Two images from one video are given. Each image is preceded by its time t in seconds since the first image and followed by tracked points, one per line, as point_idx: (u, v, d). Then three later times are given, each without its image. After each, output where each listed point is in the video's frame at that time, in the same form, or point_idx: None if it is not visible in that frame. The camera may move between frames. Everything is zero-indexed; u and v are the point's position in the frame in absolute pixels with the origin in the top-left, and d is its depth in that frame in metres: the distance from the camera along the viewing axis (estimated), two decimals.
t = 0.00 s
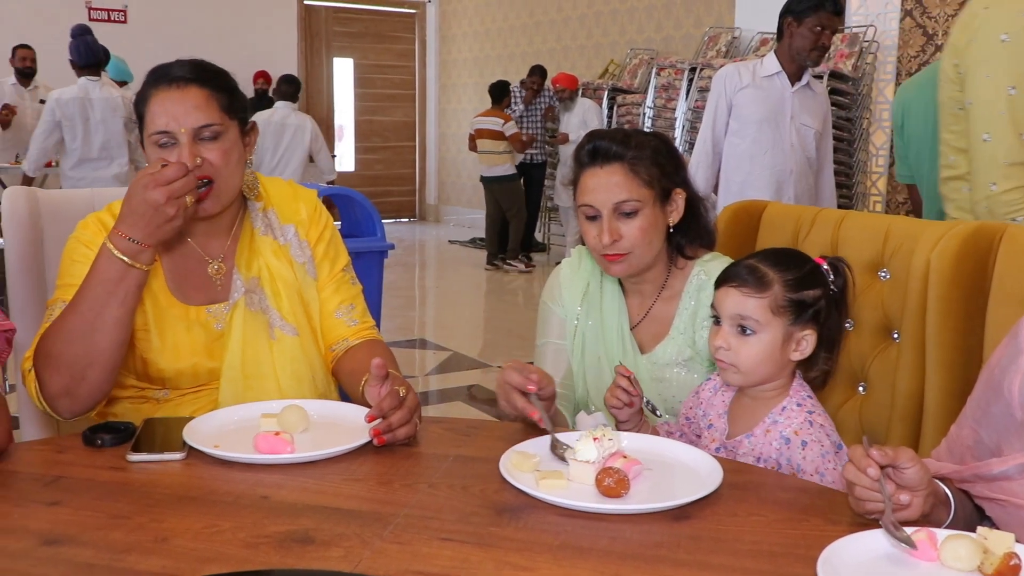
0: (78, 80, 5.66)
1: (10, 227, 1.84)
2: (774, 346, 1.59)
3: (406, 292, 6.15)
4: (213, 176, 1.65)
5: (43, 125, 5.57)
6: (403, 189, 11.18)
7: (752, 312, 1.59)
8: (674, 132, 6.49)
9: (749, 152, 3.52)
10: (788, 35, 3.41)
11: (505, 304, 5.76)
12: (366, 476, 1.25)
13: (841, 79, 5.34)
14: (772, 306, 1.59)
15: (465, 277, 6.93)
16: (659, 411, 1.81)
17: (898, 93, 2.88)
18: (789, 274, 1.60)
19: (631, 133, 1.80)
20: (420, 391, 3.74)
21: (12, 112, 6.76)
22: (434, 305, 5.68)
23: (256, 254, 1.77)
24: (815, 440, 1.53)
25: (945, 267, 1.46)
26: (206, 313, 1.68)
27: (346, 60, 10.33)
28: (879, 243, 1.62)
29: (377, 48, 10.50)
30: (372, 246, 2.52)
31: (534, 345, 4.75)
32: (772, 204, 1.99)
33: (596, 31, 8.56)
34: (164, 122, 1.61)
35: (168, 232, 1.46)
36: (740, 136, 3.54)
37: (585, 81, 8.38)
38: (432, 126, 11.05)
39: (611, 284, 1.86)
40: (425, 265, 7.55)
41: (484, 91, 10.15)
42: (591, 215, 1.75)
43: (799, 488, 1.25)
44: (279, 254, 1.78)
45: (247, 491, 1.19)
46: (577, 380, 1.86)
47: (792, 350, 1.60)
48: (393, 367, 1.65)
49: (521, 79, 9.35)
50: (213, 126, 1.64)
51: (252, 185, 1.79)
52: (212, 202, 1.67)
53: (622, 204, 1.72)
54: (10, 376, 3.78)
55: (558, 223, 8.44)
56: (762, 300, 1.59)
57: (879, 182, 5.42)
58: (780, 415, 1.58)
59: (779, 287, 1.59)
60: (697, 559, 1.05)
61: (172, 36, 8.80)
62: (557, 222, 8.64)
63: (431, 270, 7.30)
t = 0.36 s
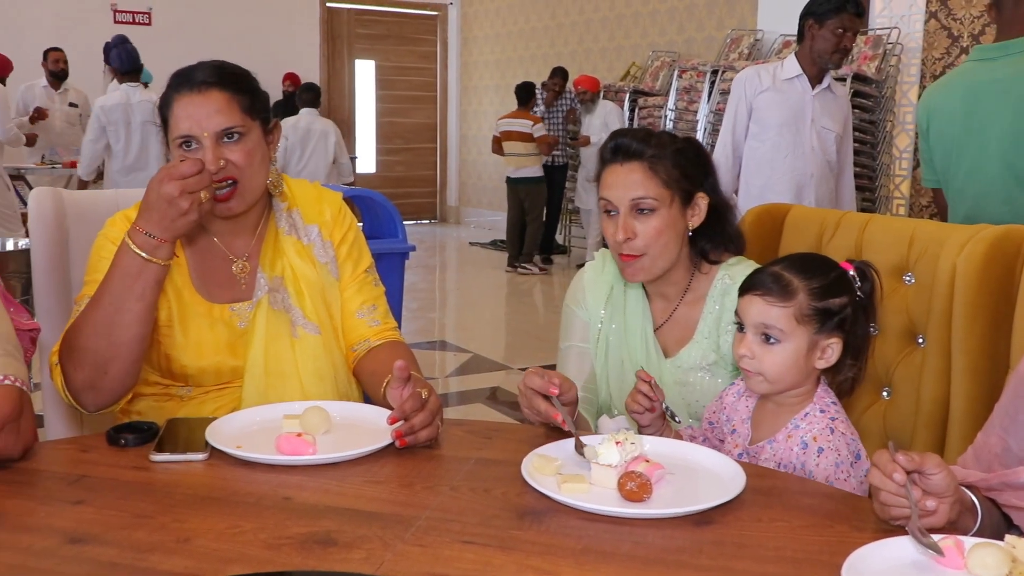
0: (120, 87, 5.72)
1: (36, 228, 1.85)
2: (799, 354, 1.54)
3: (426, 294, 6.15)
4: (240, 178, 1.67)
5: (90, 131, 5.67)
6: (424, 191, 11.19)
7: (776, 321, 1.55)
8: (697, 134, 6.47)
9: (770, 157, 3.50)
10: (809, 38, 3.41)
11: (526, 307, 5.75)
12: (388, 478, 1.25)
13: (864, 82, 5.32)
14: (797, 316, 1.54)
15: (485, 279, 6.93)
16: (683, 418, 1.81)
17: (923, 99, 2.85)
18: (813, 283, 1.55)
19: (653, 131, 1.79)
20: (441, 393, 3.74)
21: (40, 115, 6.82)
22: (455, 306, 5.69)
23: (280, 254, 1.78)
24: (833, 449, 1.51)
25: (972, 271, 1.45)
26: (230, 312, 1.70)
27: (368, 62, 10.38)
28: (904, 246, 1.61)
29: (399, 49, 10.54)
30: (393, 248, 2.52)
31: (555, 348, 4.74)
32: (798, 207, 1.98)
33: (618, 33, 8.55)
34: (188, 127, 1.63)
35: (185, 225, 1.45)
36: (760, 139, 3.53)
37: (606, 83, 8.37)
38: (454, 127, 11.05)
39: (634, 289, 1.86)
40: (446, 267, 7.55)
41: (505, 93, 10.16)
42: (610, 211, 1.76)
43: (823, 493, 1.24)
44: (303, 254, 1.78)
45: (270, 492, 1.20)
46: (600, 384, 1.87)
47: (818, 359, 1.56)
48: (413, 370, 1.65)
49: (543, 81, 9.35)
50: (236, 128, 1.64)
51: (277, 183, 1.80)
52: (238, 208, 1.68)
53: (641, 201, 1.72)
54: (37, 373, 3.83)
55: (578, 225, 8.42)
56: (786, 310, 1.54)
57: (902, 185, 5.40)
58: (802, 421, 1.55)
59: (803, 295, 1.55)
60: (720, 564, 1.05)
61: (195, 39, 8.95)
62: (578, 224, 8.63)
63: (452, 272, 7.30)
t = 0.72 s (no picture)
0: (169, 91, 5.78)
1: (59, 227, 1.86)
2: (820, 356, 1.53)
3: (446, 295, 6.16)
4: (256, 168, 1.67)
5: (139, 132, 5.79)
6: (444, 192, 11.21)
7: (796, 322, 1.54)
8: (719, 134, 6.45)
9: (785, 160, 3.49)
10: (826, 37, 3.37)
11: (545, 308, 5.74)
12: (409, 479, 1.25)
13: (887, 83, 5.30)
14: (818, 317, 1.53)
15: (504, 280, 6.92)
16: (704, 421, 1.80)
17: (945, 102, 2.83)
18: (834, 283, 1.54)
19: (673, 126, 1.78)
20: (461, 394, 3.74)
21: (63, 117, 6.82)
22: (474, 307, 5.69)
23: (300, 254, 1.79)
24: (851, 453, 1.49)
25: (998, 273, 1.45)
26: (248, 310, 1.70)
27: (388, 63, 10.42)
28: (928, 248, 1.60)
29: (419, 50, 10.57)
30: (413, 249, 2.52)
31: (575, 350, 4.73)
32: (821, 208, 1.97)
33: (640, 34, 8.55)
34: (211, 112, 1.64)
35: (198, 269, 1.41)
36: (776, 142, 3.51)
37: (627, 84, 8.36)
38: (474, 129, 11.06)
39: (657, 287, 1.86)
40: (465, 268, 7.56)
41: (525, 94, 10.16)
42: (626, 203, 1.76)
43: (846, 497, 1.23)
44: (321, 254, 1.79)
45: (291, 492, 1.20)
46: (622, 385, 1.88)
47: (839, 361, 1.54)
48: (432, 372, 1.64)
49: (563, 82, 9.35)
50: (258, 119, 1.66)
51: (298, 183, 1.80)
52: (252, 199, 1.68)
53: (656, 194, 1.72)
54: (59, 373, 3.86)
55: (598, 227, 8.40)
56: (807, 311, 1.53)
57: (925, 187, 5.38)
58: (820, 422, 1.54)
59: (824, 296, 1.54)
60: (741, 567, 1.04)
61: (215, 41, 9.04)
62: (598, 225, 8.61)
63: (472, 273, 7.30)
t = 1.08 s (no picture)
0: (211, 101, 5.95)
1: (81, 227, 1.87)
2: (846, 365, 1.52)
3: (464, 295, 6.17)
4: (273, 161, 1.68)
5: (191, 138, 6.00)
6: (462, 192, 11.21)
7: (821, 331, 1.53)
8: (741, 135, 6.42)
9: (796, 162, 3.47)
10: (828, 33, 3.36)
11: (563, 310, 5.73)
12: (427, 480, 1.25)
13: (907, 84, 5.27)
14: (843, 326, 1.52)
15: (523, 281, 6.92)
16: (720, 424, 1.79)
17: (965, 104, 2.81)
18: (858, 291, 1.53)
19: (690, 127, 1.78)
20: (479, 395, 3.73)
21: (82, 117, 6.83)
22: (492, 308, 5.68)
23: (317, 254, 1.79)
24: (877, 463, 1.48)
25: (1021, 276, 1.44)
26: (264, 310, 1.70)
27: (407, 64, 10.43)
28: (949, 250, 1.59)
29: (438, 51, 10.57)
30: (432, 250, 2.53)
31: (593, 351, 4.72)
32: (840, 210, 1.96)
33: (658, 35, 8.54)
34: (234, 105, 1.66)
35: (190, 388, 1.46)
36: (784, 144, 3.49)
37: (646, 85, 8.35)
38: (492, 129, 11.05)
39: (674, 288, 1.87)
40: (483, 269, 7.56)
41: (543, 95, 10.16)
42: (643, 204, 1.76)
43: (867, 501, 1.22)
44: (337, 254, 1.79)
45: (309, 493, 1.20)
46: (639, 391, 1.89)
47: (864, 369, 1.53)
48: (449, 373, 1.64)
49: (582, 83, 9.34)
50: (279, 114, 1.68)
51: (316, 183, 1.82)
52: (269, 184, 1.67)
53: (674, 196, 1.71)
54: (78, 373, 3.88)
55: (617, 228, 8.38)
56: (831, 319, 1.52)
57: (946, 188, 5.36)
58: (846, 430, 1.53)
59: (848, 304, 1.52)
60: (762, 571, 1.03)
61: (234, 42, 9.10)
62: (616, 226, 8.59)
63: (489, 274, 7.30)
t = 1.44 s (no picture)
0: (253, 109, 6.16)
1: (99, 226, 1.89)
2: (866, 370, 1.51)
3: (481, 296, 6.17)
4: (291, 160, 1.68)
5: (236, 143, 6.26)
6: (479, 193, 11.23)
7: (840, 336, 1.52)
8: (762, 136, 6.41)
9: (802, 165, 3.45)
10: (827, 33, 3.35)
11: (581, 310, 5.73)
12: (446, 481, 1.25)
13: (927, 84, 5.25)
14: (862, 330, 1.51)
15: (540, 282, 6.92)
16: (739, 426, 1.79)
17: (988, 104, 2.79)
18: (878, 296, 1.52)
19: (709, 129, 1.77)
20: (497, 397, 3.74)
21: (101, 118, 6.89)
22: (509, 309, 5.69)
23: (334, 253, 1.79)
24: (902, 469, 1.48)
25: None
26: (281, 310, 1.70)
27: (427, 64, 10.44)
28: (972, 251, 1.58)
29: (457, 52, 10.59)
30: (450, 250, 2.53)
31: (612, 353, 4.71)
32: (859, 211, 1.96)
33: (677, 35, 8.53)
34: (254, 101, 1.67)
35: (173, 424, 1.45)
36: (790, 149, 3.48)
37: (664, 85, 8.35)
38: (510, 130, 11.07)
39: (692, 291, 1.87)
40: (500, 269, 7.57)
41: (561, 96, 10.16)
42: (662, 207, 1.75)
43: (888, 505, 1.21)
44: (353, 254, 1.79)
45: (328, 493, 1.20)
46: (659, 392, 1.90)
47: (884, 374, 1.52)
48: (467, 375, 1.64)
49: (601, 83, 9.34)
50: (298, 111, 1.68)
51: (334, 183, 1.82)
52: (285, 181, 1.68)
53: (693, 200, 1.70)
54: (99, 372, 3.91)
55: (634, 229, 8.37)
56: (851, 324, 1.51)
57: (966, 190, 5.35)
58: (869, 436, 1.52)
59: (869, 309, 1.51)
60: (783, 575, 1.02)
61: (253, 42, 9.16)
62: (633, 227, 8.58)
63: (506, 275, 7.31)
